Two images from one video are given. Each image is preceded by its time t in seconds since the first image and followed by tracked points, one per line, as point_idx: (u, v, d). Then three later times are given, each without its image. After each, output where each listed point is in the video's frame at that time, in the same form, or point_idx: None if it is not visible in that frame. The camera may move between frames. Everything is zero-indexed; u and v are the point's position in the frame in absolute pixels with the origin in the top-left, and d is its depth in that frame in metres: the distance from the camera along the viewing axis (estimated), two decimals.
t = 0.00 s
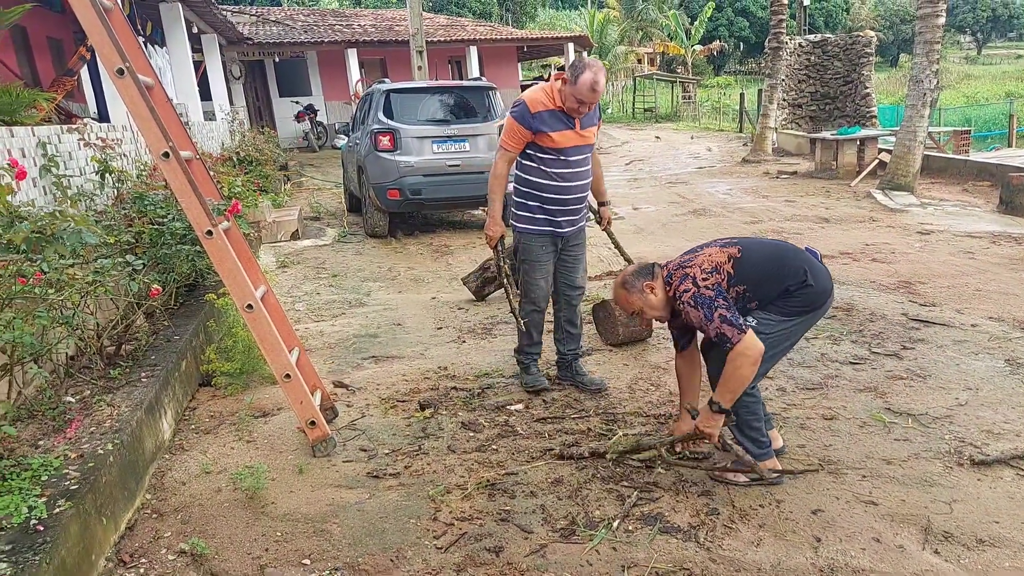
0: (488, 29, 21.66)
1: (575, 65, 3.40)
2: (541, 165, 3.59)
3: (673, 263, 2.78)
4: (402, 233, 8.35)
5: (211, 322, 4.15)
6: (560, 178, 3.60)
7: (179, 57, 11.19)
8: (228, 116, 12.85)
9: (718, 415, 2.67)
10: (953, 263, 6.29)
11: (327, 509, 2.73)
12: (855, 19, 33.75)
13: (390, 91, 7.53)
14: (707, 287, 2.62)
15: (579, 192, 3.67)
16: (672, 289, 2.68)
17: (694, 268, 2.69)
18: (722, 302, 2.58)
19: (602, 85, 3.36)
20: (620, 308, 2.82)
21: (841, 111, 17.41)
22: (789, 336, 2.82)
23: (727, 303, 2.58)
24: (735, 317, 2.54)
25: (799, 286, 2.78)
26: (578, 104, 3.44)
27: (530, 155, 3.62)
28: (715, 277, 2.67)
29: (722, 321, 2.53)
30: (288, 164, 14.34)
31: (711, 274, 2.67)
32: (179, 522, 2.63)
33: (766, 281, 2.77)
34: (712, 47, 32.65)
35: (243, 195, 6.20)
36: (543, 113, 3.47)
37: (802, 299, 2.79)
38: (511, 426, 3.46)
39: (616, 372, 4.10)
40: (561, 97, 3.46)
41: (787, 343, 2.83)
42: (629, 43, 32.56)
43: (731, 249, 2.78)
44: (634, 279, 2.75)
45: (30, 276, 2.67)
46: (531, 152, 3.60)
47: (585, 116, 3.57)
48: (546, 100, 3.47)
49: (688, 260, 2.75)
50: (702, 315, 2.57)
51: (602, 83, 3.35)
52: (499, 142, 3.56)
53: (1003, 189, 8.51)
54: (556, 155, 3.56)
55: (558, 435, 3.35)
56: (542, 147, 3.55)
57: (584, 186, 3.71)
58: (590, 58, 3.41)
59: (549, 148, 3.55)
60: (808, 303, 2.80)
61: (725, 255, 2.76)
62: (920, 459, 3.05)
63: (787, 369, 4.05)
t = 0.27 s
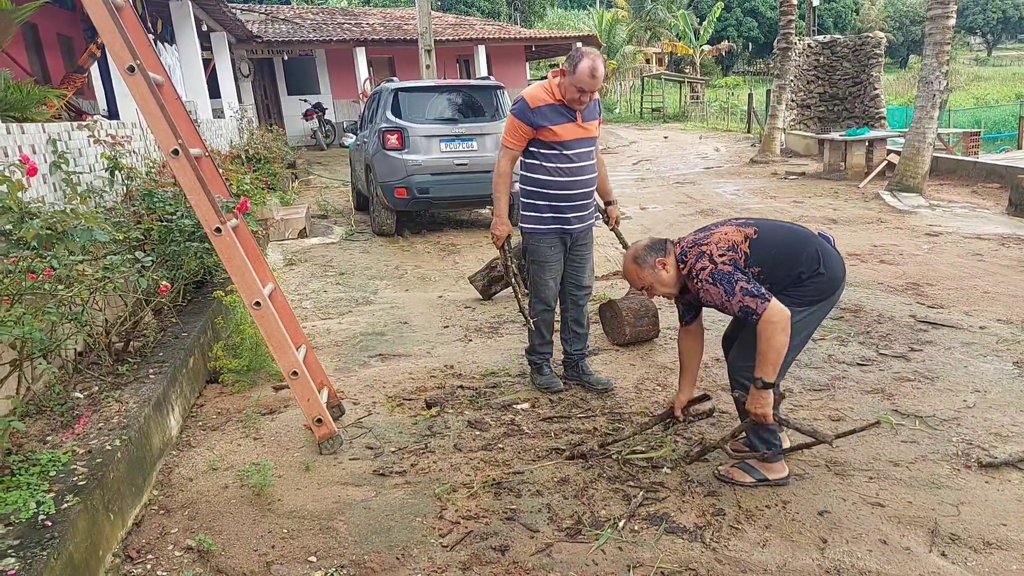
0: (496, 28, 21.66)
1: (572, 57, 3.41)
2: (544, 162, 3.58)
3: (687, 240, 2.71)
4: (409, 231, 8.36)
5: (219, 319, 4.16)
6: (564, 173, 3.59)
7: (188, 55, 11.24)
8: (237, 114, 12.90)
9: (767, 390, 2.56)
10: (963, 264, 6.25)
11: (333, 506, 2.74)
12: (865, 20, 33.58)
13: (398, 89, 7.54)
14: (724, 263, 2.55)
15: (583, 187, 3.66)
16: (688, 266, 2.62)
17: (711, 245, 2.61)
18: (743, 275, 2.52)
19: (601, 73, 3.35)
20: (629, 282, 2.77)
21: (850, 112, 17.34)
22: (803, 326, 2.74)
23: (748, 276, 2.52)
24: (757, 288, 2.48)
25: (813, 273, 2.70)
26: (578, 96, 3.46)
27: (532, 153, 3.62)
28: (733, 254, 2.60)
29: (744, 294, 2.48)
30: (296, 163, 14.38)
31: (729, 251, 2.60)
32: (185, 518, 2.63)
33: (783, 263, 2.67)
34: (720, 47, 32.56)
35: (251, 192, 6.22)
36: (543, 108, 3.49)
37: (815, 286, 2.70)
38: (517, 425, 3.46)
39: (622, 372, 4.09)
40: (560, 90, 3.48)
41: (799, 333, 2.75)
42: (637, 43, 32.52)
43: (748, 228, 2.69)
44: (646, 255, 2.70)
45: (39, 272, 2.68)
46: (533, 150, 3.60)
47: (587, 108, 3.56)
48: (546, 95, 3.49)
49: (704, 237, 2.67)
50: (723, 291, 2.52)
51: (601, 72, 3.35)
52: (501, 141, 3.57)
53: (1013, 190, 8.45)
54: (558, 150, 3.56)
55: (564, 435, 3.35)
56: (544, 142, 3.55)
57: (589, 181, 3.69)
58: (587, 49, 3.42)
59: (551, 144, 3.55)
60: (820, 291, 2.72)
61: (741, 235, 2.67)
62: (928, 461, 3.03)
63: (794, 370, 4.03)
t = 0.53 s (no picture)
0: (503, 23, 21.62)
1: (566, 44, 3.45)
2: (547, 155, 3.58)
3: (708, 195, 2.68)
4: (415, 227, 8.37)
5: (228, 314, 4.19)
6: (569, 164, 3.59)
7: (195, 51, 11.26)
8: (244, 110, 12.93)
9: (795, 359, 2.47)
10: (973, 260, 6.22)
11: (343, 499, 2.76)
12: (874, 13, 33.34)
13: (405, 85, 7.54)
14: (742, 224, 2.53)
15: (587, 176, 3.65)
16: (703, 221, 2.60)
17: (734, 204, 2.58)
18: (755, 240, 2.49)
19: (598, 56, 3.40)
20: (639, 225, 2.77)
21: (859, 107, 17.27)
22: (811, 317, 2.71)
23: (762, 241, 2.49)
24: (768, 254, 2.45)
25: (827, 260, 2.68)
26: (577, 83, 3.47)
27: (534, 146, 3.61)
28: (751, 219, 2.56)
29: (754, 258, 2.46)
30: (303, 159, 14.40)
31: (748, 214, 2.56)
32: (196, 511, 2.66)
33: (802, 239, 2.65)
34: (728, 42, 32.41)
35: (259, 188, 6.24)
36: (542, 100, 3.49)
37: (825, 275, 2.69)
38: (525, 419, 3.47)
39: (630, 367, 4.09)
40: (558, 80, 3.49)
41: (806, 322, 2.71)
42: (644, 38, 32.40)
43: (775, 197, 2.65)
44: (663, 199, 2.67)
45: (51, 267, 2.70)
46: (536, 144, 3.59)
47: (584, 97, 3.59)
48: (544, 86, 3.50)
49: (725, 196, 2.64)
50: (733, 251, 2.51)
51: (598, 54, 3.39)
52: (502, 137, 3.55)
53: None
54: (561, 140, 3.56)
55: (571, 429, 3.36)
56: (547, 134, 3.55)
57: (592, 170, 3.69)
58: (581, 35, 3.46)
59: (554, 135, 3.55)
60: (831, 282, 2.70)
61: (767, 202, 2.62)
62: (938, 457, 3.02)
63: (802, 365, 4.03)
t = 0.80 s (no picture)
0: None
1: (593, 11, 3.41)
2: (577, 126, 3.52)
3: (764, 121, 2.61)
4: (440, 200, 8.37)
5: (256, 282, 4.24)
6: (598, 135, 3.55)
7: (222, 21, 11.26)
8: (270, 81, 12.94)
9: (812, 303, 2.44)
10: (1010, 240, 6.07)
11: (370, 465, 2.80)
12: None
13: (430, 55, 7.48)
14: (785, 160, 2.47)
15: (615, 146, 3.62)
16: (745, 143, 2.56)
17: (789, 140, 2.47)
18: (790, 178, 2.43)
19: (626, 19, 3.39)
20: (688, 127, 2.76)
21: (895, 81, 16.77)
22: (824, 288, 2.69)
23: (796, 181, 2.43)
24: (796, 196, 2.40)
25: (854, 238, 2.59)
26: (607, 50, 3.43)
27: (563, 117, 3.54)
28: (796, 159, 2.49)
29: (779, 194, 2.41)
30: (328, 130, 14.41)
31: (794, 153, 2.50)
32: (228, 472, 2.72)
33: (840, 203, 2.53)
34: (760, 13, 31.64)
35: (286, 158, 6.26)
36: (571, 69, 3.43)
37: (846, 253, 2.62)
38: (549, 391, 3.48)
39: (654, 342, 4.08)
40: (590, 47, 3.43)
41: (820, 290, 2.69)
42: (673, 9, 31.74)
43: (831, 151, 2.50)
44: (716, 107, 2.63)
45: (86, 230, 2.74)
46: (565, 115, 3.52)
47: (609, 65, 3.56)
48: (571, 55, 3.44)
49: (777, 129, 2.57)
50: (761, 182, 2.45)
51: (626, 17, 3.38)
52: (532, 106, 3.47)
53: None
54: (591, 111, 3.52)
55: (595, 402, 3.36)
56: (577, 105, 3.49)
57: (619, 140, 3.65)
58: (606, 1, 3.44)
59: (584, 105, 3.50)
60: (850, 261, 2.63)
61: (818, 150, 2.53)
62: (969, 438, 2.98)
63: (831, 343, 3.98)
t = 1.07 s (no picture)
0: None
1: None
2: (628, 106, 3.48)
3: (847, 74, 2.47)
4: (469, 182, 8.36)
5: (289, 263, 4.29)
6: (648, 115, 3.53)
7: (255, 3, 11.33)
8: (301, 62, 13.01)
9: (821, 265, 2.45)
10: None
11: (400, 444, 2.83)
12: None
13: (461, 37, 7.44)
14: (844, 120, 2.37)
15: (665, 124, 3.60)
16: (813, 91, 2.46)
17: (856, 103, 2.36)
18: (841, 139, 2.35)
19: None
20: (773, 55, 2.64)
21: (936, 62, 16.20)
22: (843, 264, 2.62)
23: (845, 145, 2.35)
24: (838, 157, 2.34)
25: (878, 222, 2.50)
26: (656, 27, 3.39)
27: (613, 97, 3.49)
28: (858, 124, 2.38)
29: (823, 149, 2.35)
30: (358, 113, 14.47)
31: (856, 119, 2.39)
32: (262, 449, 2.77)
33: (875, 185, 2.46)
34: None
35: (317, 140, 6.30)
36: (623, 49, 3.37)
37: (869, 236, 2.53)
38: (578, 374, 3.48)
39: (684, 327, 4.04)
40: (639, 26, 3.39)
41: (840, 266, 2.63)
42: None
43: (892, 130, 2.40)
44: (804, 44, 2.50)
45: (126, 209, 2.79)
46: (617, 96, 3.47)
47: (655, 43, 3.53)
48: (622, 35, 3.38)
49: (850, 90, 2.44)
50: (811, 132, 2.38)
51: None
52: (584, 87, 3.40)
53: None
54: (641, 91, 3.48)
55: (623, 386, 3.35)
56: (630, 84, 3.45)
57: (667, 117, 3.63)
58: None
59: (636, 85, 3.46)
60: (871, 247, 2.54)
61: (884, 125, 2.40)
62: (1008, 428, 2.91)
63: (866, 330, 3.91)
